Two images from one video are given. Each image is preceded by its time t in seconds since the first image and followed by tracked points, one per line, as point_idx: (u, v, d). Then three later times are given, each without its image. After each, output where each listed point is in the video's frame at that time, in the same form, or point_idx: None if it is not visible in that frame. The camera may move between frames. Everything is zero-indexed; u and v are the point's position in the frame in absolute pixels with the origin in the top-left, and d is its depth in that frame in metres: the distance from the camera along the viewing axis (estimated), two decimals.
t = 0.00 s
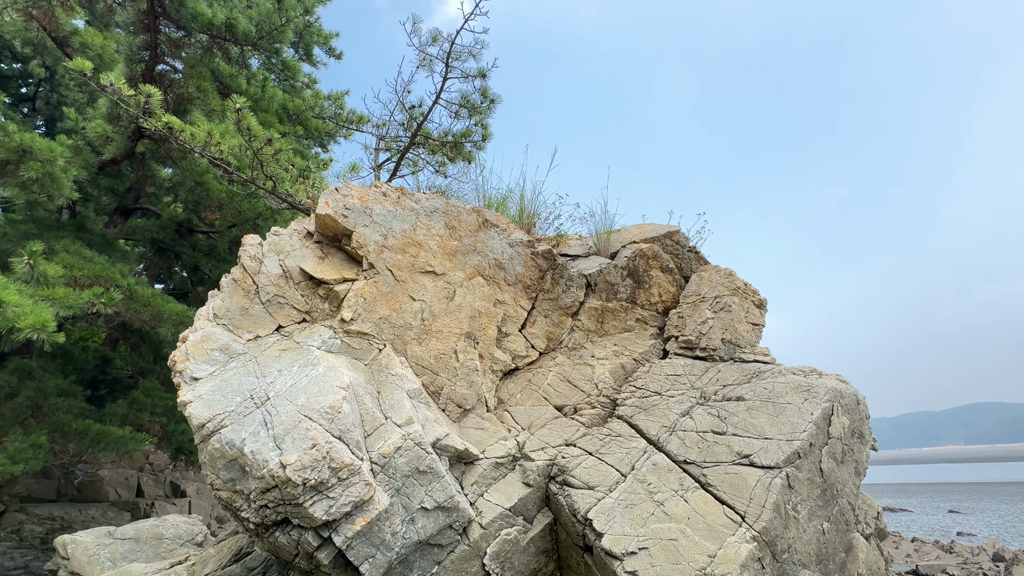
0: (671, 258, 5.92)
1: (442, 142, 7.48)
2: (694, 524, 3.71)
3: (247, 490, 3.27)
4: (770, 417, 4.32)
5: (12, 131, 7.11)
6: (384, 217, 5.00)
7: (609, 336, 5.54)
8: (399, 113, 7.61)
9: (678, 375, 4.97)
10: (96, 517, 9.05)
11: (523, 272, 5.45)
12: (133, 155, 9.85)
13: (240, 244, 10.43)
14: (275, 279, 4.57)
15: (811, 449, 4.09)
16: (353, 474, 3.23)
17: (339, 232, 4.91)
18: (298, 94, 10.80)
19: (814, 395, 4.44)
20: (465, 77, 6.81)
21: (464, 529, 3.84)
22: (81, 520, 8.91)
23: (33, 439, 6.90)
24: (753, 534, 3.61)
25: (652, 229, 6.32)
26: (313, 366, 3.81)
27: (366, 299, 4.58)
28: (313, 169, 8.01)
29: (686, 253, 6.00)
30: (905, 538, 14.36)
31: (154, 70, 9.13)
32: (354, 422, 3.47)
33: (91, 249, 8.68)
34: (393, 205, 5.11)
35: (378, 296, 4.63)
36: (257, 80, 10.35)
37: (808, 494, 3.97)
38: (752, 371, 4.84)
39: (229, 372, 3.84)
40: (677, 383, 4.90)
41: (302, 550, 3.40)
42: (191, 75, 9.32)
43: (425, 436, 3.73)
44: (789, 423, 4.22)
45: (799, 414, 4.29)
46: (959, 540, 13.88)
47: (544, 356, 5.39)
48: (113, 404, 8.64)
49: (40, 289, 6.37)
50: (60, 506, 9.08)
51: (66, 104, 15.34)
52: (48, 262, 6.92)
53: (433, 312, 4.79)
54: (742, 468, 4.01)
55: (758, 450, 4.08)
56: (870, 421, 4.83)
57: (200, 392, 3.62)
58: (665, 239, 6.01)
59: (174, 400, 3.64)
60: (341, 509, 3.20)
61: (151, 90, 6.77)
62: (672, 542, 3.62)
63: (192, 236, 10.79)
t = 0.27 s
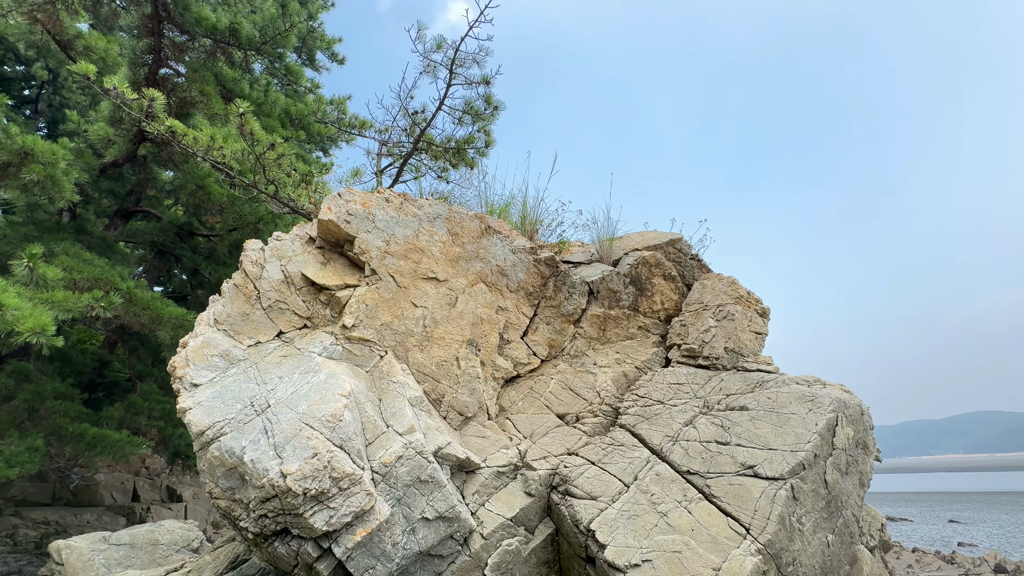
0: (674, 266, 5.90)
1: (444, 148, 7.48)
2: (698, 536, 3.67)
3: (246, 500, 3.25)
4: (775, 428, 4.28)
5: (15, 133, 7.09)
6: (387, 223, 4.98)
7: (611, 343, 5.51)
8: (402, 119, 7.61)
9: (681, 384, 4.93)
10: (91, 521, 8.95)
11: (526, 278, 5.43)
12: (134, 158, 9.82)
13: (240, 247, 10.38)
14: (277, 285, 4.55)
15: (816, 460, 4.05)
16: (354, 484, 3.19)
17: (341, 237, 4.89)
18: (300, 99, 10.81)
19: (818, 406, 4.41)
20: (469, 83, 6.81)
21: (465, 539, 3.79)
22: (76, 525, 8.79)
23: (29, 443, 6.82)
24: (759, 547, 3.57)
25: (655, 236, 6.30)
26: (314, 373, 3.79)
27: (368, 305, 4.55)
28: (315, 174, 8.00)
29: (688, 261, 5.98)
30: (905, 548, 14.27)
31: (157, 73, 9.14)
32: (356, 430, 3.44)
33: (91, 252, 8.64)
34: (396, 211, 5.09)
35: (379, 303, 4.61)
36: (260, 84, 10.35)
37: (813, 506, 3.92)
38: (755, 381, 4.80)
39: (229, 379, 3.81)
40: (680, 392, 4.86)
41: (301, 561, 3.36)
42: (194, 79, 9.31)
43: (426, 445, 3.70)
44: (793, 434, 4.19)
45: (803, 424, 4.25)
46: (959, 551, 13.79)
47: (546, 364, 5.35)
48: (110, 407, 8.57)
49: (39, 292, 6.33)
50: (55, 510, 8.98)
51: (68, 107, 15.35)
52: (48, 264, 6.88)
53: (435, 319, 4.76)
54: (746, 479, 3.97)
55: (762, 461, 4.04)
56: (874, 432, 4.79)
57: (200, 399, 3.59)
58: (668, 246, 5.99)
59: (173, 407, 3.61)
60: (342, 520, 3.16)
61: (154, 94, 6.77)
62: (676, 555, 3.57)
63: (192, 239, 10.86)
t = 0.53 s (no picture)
0: (678, 273, 5.86)
1: (448, 154, 7.46)
2: (704, 549, 3.61)
3: (246, 510, 3.22)
4: (781, 438, 4.23)
5: (18, 136, 7.07)
6: (390, 229, 4.95)
7: (615, 351, 5.46)
8: (406, 124, 7.60)
9: (686, 393, 4.88)
10: (89, 525, 8.87)
11: (529, 285, 5.38)
12: (137, 161, 9.79)
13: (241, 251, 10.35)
14: (279, 290, 4.51)
15: (824, 472, 3.99)
16: (356, 495, 3.16)
17: (344, 243, 4.86)
18: (304, 103, 10.81)
19: (825, 416, 4.35)
20: (474, 89, 6.79)
21: (468, 551, 3.74)
22: (73, 529, 8.70)
23: (28, 446, 6.77)
24: (766, 561, 3.51)
25: (659, 243, 6.26)
26: (316, 381, 3.75)
27: (371, 311, 4.51)
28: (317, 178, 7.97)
29: (692, 268, 5.94)
30: (907, 556, 14.13)
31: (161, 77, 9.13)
32: (358, 440, 3.40)
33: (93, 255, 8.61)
34: (399, 216, 5.06)
35: (382, 309, 4.57)
36: (263, 88, 10.35)
37: (821, 519, 3.86)
38: (761, 390, 4.75)
39: (230, 386, 3.77)
40: (685, 401, 4.80)
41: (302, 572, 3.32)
42: (198, 83, 9.30)
43: (429, 454, 3.66)
44: (801, 445, 4.13)
45: (810, 435, 4.20)
46: (962, 560, 13.66)
47: (549, 371, 5.30)
48: (109, 411, 8.52)
49: (40, 294, 6.29)
50: (52, 513, 8.89)
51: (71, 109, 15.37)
52: (49, 266, 6.85)
53: (439, 326, 4.72)
54: (753, 491, 3.91)
55: (769, 473, 3.99)
56: (881, 443, 4.73)
57: (201, 407, 3.55)
58: (672, 253, 5.95)
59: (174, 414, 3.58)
60: (344, 531, 3.13)
61: (158, 98, 6.76)
62: (682, 568, 3.52)
63: (194, 242, 10.79)
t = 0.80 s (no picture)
0: (683, 278, 5.82)
1: (452, 157, 7.44)
2: (711, 558, 3.56)
3: (248, 516, 3.19)
4: (789, 446, 4.18)
5: (24, 137, 7.06)
6: (395, 232, 4.92)
7: (620, 356, 5.42)
8: (410, 126, 7.58)
9: (692, 399, 4.83)
10: (88, 527, 8.82)
11: (534, 289, 5.35)
12: (142, 162, 9.79)
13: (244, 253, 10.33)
14: (282, 293, 4.48)
15: (832, 480, 3.94)
16: (359, 502, 3.12)
17: (348, 245, 4.83)
18: (308, 105, 10.82)
19: (833, 424, 4.30)
20: (479, 92, 6.78)
21: (471, 558, 3.70)
22: (73, 530, 8.65)
23: (28, 447, 6.74)
24: (774, 571, 3.46)
25: (664, 248, 6.22)
26: (319, 385, 3.72)
27: (375, 315, 4.48)
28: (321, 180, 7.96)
29: (698, 273, 5.90)
30: (912, 564, 13.98)
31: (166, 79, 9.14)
32: (361, 445, 3.36)
33: (96, 256, 8.60)
34: (404, 219, 5.04)
35: (386, 313, 4.53)
36: (268, 91, 10.36)
37: (829, 529, 3.80)
38: (768, 397, 4.70)
39: (232, 389, 3.74)
40: (691, 407, 4.75)
41: None
42: (203, 85, 9.31)
43: (433, 460, 3.62)
44: (809, 453, 4.08)
45: (818, 443, 4.15)
46: (968, 568, 13.52)
47: (553, 376, 5.26)
48: (110, 412, 8.49)
49: (42, 295, 6.27)
50: (52, 515, 8.83)
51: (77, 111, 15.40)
52: (52, 267, 6.84)
53: (442, 330, 4.68)
54: (760, 500, 3.86)
55: (777, 481, 3.94)
56: (889, 451, 4.67)
57: (203, 411, 3.52)
58: (677, 258, 5.91)
59: (175, 418, 3.54)
60: (346, 539, 3.09)
61: (163, 99, 6.76)
62: None
63: (197, 243, 10.84)
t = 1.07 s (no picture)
0: (687, 279, 5.79)
1: (456, 157, 7.43)
2: (717, 562, 3.52)
3: (249, 516, 3.17)
4: (794, 449, 4.14)
5: (30, 137, 7.08)
6: (398, 231, 4.91)
7: (623, 357, 5.39)
8: (414, 127, 7.57)
9: (696, 401, 4.79)
10: (91, 526, 8.80)
11: (537, 290, 5.32)
12: (147, 163, 9.80)
13: (248, 253, 10.33)
14: (286, 292, 4.47)
15: (838, 484, 3.90)
16: (361, 502, 3.10)
17: (352, 245, 4.82)
18: (312, 107, 10.84)
19: (840, 427, 4.26)
20: (483, 92, 6.77)
21: (473, 560, 3.67)
22: (76, 529, 8.64)
23: (31, 446, 6.73)
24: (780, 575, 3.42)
25: (668, 249, 6.20)
26: (322, 385, 3.70)
27: (378, 315, 4.46)
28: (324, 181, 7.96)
29: (702, 274, 5.87)
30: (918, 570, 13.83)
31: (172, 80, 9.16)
32: (364, 445, 3.34)
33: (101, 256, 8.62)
34: (407, 219, 5.03)
35: (389, 312, 4.52)
36: (272, 92, 10.38)
37: (836, 532, 3.76)
38: (773, 399, 4.66)
39: (235, 388, 3.73)
40: (695, 409, 4.72)
41: None
42: (208, 86, 9.33)
43: (436, 460, 3.60)
44: (815, 456, 4.04)
45: (824, 446, 4.11)
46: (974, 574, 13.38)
47: (557, 377, 5.23)
48: (113, 411, 8.49)
49: (46, 294, 6.28)
50: (55, 514, 8.81)
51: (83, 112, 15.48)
52: (56, 266, 6.85)
53: (445, 330, 4.66)
54: (766, 503, 3.82)
55: (782, 484, 3.90)
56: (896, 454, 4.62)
57: (205, 410, 3.51)
58: (681, 259, 5.88)
59: (178, 416, 3.53)
60: (348, 539, 3.07)
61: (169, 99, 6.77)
62: None
63: (201, 244, 10.76)
